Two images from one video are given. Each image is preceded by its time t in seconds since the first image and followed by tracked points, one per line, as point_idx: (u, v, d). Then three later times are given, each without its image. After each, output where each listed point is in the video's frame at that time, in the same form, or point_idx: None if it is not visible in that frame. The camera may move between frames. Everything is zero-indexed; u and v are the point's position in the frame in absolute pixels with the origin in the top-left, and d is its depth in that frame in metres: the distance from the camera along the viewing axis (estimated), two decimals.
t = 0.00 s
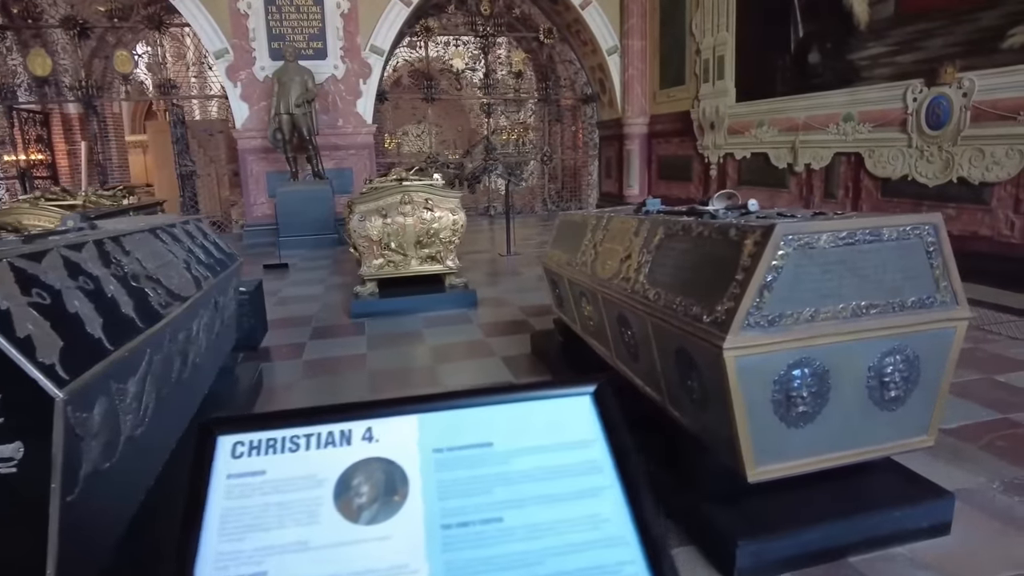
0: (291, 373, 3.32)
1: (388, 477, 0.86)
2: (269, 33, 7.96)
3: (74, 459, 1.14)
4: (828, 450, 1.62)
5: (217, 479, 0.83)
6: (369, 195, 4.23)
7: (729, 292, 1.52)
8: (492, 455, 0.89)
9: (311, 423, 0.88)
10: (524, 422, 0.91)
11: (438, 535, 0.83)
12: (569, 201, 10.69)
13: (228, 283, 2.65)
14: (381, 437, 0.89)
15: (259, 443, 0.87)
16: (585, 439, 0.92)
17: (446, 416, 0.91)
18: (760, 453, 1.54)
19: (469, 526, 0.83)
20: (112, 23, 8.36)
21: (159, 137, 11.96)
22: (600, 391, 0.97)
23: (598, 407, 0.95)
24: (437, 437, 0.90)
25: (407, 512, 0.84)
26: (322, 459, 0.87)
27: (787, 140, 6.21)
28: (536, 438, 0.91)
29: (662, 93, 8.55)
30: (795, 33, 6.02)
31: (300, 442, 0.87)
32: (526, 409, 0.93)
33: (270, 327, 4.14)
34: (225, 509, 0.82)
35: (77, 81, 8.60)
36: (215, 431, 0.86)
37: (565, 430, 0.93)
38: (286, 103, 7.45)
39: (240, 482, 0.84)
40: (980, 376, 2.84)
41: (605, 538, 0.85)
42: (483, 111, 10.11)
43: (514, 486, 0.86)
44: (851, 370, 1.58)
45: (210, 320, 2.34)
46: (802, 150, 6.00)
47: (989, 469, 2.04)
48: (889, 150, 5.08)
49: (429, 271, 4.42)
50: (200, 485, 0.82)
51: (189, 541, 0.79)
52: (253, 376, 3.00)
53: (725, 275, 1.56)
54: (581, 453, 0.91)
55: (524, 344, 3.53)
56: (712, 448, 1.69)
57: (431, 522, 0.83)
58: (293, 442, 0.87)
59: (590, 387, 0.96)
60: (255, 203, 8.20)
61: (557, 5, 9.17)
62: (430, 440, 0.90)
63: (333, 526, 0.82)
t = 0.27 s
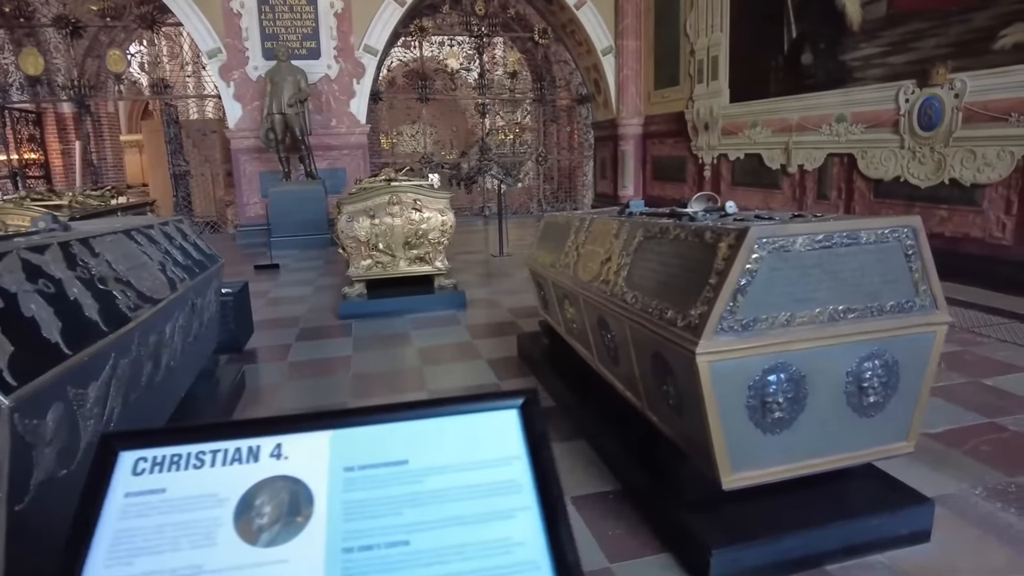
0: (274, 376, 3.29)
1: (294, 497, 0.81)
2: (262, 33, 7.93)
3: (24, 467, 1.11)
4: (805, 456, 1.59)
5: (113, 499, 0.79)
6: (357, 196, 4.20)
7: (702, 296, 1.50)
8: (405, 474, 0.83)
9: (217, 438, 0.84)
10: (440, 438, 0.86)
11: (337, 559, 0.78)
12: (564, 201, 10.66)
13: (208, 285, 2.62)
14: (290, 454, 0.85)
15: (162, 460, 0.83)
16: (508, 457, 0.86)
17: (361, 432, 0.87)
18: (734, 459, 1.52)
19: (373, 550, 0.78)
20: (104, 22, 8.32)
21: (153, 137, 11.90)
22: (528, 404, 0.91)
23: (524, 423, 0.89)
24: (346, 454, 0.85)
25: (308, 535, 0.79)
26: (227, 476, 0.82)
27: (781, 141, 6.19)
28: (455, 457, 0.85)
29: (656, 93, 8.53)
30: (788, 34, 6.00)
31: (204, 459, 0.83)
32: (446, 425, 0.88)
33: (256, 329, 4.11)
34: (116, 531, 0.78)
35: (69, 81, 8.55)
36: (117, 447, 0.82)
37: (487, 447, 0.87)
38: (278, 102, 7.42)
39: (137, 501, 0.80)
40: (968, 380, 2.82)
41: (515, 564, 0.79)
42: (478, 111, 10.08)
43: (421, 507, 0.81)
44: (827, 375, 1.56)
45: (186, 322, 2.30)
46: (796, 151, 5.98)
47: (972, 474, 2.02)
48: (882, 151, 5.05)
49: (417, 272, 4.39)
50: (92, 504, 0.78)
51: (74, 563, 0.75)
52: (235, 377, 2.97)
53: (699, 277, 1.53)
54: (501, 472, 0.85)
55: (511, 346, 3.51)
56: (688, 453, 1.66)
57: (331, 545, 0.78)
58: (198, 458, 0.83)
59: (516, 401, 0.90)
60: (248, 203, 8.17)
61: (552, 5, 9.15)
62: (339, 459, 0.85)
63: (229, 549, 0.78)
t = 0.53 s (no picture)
0: (260, 377, 3.28)
1: (190, 511, 0.80)
2: (259, 33, 7.92)
3: None
4: (782, 462, 1.57)
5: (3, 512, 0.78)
6: (348, 196, 4.19)
7: (675, 300, 1.48)
8: (306, 486, 0.81)
9: (116, 449, 0.82)
10: (346, 449, 0.84)
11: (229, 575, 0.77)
12: (562, 202, 10.65)
13: (190, 287, 2.61)
14: (193, 465, 0.83)
15: (59, 472, 0.81)
16: (415, 471, 0.83)
17: (266, 444, 0.85)
18: (708, 466, 1.49)
19: (264, 567, 0.76)
20: (101, 22, 8.32)
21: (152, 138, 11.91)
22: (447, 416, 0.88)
23: (439, 436, 0.87)
24: (248, 467, 0.83)
25: (200, 550, 0.78)
26: (124, 489, 0.81)
27: (777, 142, 6.16)
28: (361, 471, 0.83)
29: (654, 94, 8.51)
30: (784, 34, 5.98)
31: (103, 470, 0.81)
32: (356, 437, 0.85)
33: (245, 330, 4.10)
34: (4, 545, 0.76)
35: (66, 81, 8.55)
36: (12, 458, 0.80)
37: (396, 458, 0.85)
38: (274, 103, 7.41)
39: (28, 514, 0.78)
40: (957, 383, 2.79)
41: None
42: (476, 111, 10.07)
43: (318, 523, 0.79)
44: (803, 380, 1.53)
45: (167, 324, 2.29)
46: (792, 152, 5.95)
47: (956, 480, 1.99)
48: (877, 152, 5.02)
49: (408, 273, 4.38)
50: None
51: None
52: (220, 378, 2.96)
53: (673, 281, 1.52)
54: (407, 486, 0.82)
55: (499, 348, 3.49)
56: (664, 458, 1.65)
57: (223, 561, 0.77)
58: (96, 470, 0.81)
59: (430, 413, 0.88)
60: (245, 203, 8.16)
61: (549, 6, 9.14)
62: (242, 471, 0.83)
63: (117, 564, 0.76)
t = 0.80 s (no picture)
0: (252, 379, 3.28)
1: (105, 523, 0.80)
2: (261, 33, 7.94)
3: None
4: (764, 468, 1.55)
5: None
6: (344, 197, 4.19)
7: (654, 304, 1.47)
8: (223, 502, 0.81)
9: (31, 461, 0.81)
10: (266, 463, 0.83)
11: None
12: (564, 203, 10.63)
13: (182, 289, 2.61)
14: (111, 477, 0.82)
15: None
16: (338, 487, 0.83)
17: (186, 455, 0.83)
18: (687, 472, 1.48)
19: None
20: (105, 23, 8.36)
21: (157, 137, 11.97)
22: (374, 428, 0.86)
23: (364, 449, 0.85)
24: (167, 480, 0.82)
25: (112, 565, 0.78)
26: (40, 501, 0.80)
27: (778, 143, 6.13)
28: (284, 485, 0.82)
29: (655, 94, 8.48)
30: (785, 34, 5.95)
31: (19, 482, 0.80)
32: (278, 451, 0.84)
33: (241, 331, 4.11)
34: None
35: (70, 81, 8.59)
36: None
37: (318, 471, 0.84)
38: (275, 103, 7.43)
39: None
40: (952, 387, 2.76)
41: None
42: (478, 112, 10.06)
43: (236, 539, 0.79)
44: (786, 386, 1.51)
45: (155, 326, 2.29)
46: (793, 153, 5.92)
47: (945, 486, 1.97)
48: (877, 154, 4.99)
49: (404, 274, 4.37)
50: None
51: None
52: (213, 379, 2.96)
53: (653, 285, 1.51)
54: (329, 504, 0.82)
55: (493, 350, 3.48)
56: (646, 463, 1.63)
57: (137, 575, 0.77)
58: (13, 482, 0.80)
59: (356, 427, 0.86)
60: (246, 203, 8.18)
61: (551, 6, 9.13)
62: (162, 483, 0.82)
63: None
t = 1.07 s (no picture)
0: (250, 378, 3.28)
1: (46, 530, 0.81)
2: (267, 33, 7.96)
3: None
4: (758, 474, 1.52)
5: None
6: (345, 197, 4.19)
7: (645, 307, 1.45)
8: (165, 508, 0.82)
9: None
10: (211, 469, 0.85)
11: None
12: (570, 203, 10.60)
13: (179, 289, 2.61)
14: (56, 484, 0.83)
15: None
16: (284, 495, 0.84)
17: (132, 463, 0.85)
18: (679, 477, 1.46)
19: None
20: (113, 22, 8.41)
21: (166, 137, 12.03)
22: (324, 435, 0.88)
23: (314, 455, 0.86)
24: (109, 487, 0.84)
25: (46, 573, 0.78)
26: None
27: (784, 143, 6.08)
28: (228, 492, 0.83)
29: (662, 94, 8.44)
30: (791, 34, 5.90)
31: None
32: (225, 457, 0.85)
33: (241, 330, 4.11)
34: None
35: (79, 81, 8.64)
36: None
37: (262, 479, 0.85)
38: (281, 103, 7.45)
39: None
40: (956, 391, 2.72)
41: None
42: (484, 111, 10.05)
43: (175, 547, 0.80)
44: (780, 390, 1.49)
45: (151, 325, 2.29)
46: (799, 153, 5.87)
47: (945, 493, 1.94)
48: (884, 154, 4.94)
49: (406, 273, 4.36)
50: None
51: None
52: (211, 379, 2.97)
53: (644, 287, 1.49)
54: (273, 512, 0.83)
55: (492, 351, 3.46)
56: (638, 468, 1.61)
57: None
58: None
59: (307, 433, 0.87)
60: (252, 202, 8.21)
61: (557, 6, 9.11)
62: (104, 491, 0.83)
63: None
